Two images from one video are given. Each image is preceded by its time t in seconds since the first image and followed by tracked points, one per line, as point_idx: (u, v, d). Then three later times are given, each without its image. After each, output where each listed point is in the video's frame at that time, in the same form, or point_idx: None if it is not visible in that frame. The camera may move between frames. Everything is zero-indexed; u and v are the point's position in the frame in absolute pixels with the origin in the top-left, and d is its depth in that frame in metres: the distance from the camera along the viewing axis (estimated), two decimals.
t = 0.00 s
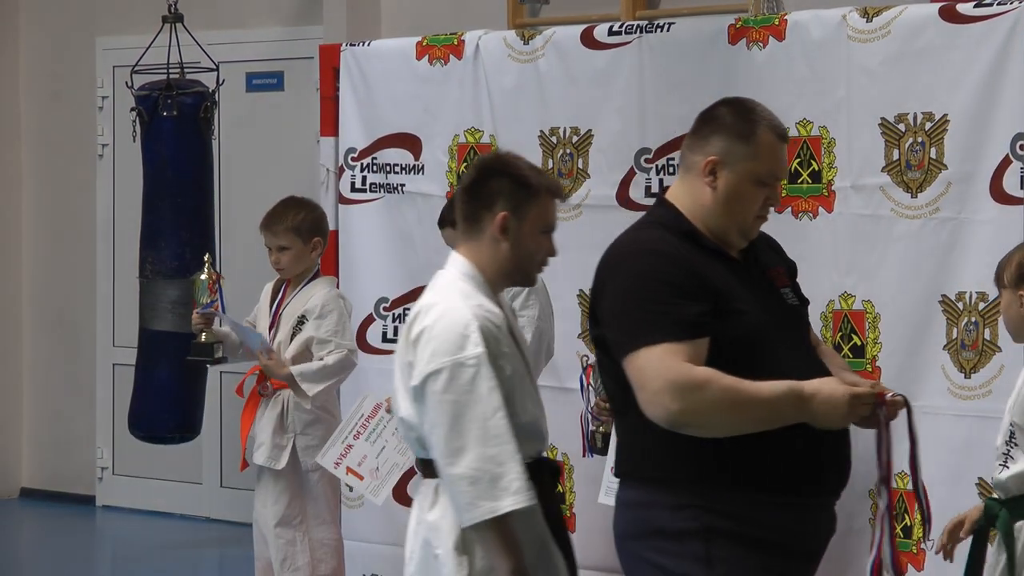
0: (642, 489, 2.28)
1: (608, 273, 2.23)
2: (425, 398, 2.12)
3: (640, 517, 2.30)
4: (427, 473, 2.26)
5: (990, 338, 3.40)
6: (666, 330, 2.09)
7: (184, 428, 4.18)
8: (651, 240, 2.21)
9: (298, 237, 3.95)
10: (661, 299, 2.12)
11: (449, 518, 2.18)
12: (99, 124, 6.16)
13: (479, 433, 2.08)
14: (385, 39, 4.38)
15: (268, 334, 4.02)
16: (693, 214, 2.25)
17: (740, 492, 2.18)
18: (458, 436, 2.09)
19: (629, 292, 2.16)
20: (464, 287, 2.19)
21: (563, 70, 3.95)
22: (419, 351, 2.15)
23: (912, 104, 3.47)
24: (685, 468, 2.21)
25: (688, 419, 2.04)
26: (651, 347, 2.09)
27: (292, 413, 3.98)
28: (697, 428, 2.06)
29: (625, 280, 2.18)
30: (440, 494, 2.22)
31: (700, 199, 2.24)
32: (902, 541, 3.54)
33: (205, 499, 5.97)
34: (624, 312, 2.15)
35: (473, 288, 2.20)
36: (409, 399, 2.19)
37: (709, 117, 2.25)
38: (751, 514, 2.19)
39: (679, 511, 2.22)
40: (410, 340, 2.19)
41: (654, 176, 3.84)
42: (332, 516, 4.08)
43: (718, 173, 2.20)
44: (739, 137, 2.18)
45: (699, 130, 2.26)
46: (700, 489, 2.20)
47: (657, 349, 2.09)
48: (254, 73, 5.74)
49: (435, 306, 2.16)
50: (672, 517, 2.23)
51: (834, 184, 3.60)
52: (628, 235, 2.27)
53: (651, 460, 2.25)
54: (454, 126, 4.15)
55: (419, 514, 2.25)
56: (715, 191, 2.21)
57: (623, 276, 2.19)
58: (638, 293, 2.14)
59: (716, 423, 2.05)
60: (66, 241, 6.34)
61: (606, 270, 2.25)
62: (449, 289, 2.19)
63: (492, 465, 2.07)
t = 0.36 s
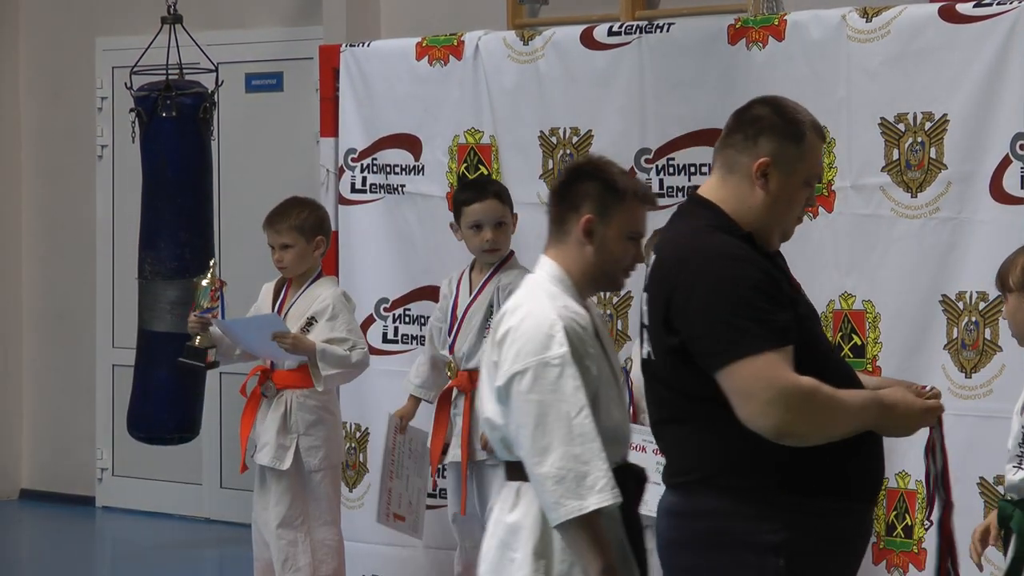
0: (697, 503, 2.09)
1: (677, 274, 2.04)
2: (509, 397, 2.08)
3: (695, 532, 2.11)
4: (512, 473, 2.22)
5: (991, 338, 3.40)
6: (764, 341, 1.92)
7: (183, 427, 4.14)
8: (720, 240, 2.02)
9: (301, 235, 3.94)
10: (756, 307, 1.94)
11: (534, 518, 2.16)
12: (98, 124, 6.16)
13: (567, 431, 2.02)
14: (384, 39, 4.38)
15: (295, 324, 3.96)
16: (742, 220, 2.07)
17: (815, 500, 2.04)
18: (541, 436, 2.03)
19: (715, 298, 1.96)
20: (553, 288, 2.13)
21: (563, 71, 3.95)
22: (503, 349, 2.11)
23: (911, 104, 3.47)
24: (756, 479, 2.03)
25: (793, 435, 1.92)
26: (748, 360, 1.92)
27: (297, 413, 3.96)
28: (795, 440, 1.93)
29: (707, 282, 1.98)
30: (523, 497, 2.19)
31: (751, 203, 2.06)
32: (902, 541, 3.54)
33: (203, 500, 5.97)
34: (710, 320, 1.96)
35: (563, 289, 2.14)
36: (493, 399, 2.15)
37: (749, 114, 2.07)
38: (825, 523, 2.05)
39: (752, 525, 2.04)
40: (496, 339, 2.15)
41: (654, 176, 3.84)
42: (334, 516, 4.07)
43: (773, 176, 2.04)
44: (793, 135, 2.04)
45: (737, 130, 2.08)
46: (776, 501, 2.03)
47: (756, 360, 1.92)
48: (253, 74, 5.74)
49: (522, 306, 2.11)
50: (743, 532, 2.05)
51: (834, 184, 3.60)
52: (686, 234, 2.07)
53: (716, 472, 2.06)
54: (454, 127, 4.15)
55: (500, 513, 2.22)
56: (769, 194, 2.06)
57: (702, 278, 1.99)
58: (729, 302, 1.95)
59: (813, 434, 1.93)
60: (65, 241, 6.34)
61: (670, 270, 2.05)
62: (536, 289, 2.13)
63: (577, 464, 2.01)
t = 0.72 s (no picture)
0: (729, 513, 1.92)
1: (755, 274, 1.85)
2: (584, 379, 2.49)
3: (723, 541, 1.93)
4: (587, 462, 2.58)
5: (990, 339, 3.40)
6: (856, 357, 1.79)
7: (180, 428, 4.12)
8: (793, 247, 1.85)
9: (300, 236, 3.94)
10: (847, 322, 1.80)
11: (602, 507, 2.52)
12: (96, 125, 6.15)
13: (637, 415, 2.41)
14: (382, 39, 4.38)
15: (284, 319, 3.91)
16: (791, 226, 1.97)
17: (852, 511, 1.91)
18: (616, 419, 2.42)
19: (808, 309, 1.77)
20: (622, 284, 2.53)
21: (561, 71, 3.95)
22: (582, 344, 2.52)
23: (910, 105, 3.47)
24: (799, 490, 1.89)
25: (880, 454, 1.82)
26: (843, 377, 1.78)
27: (297, 413, 3.95)
28: (869, 459, 1.82)
29: (796, 288, 1.79)
30: (595, 485, 2.56)
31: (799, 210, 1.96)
32: (902, 541, 3.54)
33: (202, 500, 5.97)
34: (798, 332, 1.78)
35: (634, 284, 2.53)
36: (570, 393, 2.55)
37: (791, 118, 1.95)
38: (859, 532, 1.93)
39: (789, 538, 1.89)
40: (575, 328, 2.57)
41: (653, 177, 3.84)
42: (332, 517, 4.06)
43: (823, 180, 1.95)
44: (841, 138, 1.94)
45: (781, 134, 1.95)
46: (815, 512, 1.89)
47: (848, 377, 1.78)
48: (251, 74, 5.74)
49: (597, 306, 2.52)
50: (778, 545, 1.89)
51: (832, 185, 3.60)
52: (752, 236, 1.90)
53: (761, 481, 1.89)
54: (453, 127, 4.15)
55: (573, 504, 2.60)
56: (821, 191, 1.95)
57: (787, 284, 1.80)
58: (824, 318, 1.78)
59: (890, 450, 1.84)
60: (64, 241, 6.33)
61: (744, 269, 1.87)
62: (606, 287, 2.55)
63: (645, 445, 2.39)
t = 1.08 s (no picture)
0: (751, 519, 1.91)
1: (788, 276, 1.87)
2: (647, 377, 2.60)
3: (741, 548, 1.92)
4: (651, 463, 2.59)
5: (988, 340, 3.40)
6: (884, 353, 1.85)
7: (178, 429, 4.12)
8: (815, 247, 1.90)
9: (294, 238, 3.93)
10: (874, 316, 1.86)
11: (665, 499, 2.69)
12: (94, 126, 6.15)
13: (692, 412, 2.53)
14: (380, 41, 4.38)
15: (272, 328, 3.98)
16: (792, 224, 2.06)
17: (855, 512, 1.96)
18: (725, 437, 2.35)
19: (847, 309, 1.82)
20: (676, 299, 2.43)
21: (558, 72, 3.95)
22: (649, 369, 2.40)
23: (906, 106, 3.47)
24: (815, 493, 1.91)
25: (902, 447, 1.89)
26: (875, 372, 1.84)
27: (292, 413, 3.95)
28: (893, 455, 1.89)
29: (836, 290, 1.82)
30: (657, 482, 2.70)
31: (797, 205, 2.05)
32: (900, 542, 3.54)
33: (200, 502, 5.96)
34: (840, 333, 1.82)
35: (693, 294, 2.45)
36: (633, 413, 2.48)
37: (772, 121, 1.98)
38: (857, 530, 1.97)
39: (806, 541, 1.91)
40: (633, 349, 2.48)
41: (650, 178, 3.83)
42: (329, 518, 4.06)
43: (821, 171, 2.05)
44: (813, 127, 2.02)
45: (771, 141, 1.98)
46: (828, 516, 1.92)
47: (880, 376, 1.84)
48: (249, 75, 5.74)
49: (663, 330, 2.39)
50: (796, 548, 1.91)
51: (829, 186, 3.60)
52: (772, 237, 1.93)
53: (782, 485, 1.90)
54: (450, 128, 4.15)
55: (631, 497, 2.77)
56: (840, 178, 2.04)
57: (822, 281, 1.84)
58: (859, 312, 1.83)
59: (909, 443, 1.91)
60: (62, 242, 6.33)
61: (775, 270, 1.88)
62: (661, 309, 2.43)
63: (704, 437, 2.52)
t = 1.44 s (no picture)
0: (723, 520, 1.90)
1: (745, 272, 1.86)
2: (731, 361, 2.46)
3: (714, 551, 1.90)
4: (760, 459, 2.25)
5: (987, 341, 3.40)
6: (842, 346, 1.85)
7: (177, 431, 4.12)
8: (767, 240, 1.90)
9: (293, 242, 3.93)
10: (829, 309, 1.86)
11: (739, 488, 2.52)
12: (93, 127, 6.15)
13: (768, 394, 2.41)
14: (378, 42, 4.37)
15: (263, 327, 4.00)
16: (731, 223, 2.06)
17: (815, 504, 1.98)
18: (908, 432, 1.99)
19: (808, 301, 1.82)
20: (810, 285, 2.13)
21: (557, 74, 3.95)
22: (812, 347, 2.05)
23: (906, 107, 3.47)
24: (780, 489, 1.91)
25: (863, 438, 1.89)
26: (835, 365, 1.84)
27: (290, 415, 3.94)
28: (854, 447, 1.90)
29: (794, 283, 1.83)
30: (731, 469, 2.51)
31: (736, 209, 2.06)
32: (900, 544, 3.54)
33: (199, 504, 5.96)
34: (802, 327, 1.82)
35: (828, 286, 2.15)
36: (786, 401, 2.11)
37: (705, 122, 1.98)
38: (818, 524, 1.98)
39: (776, 537, 1.91)
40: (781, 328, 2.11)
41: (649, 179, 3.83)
42: (329, 519, 4.07)
43: (861, 231, 2.05)
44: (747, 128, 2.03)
45: (707, 143, 1.99)
46: (792, 510, 1.92)
47: (840, 367, 1.84)
48: (248, 77, 5.74)
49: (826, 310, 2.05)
50: (768, 545, 1.90)
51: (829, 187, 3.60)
52: (726, 234, 1.92)
53: (751, 483, 1.90)
54: (449, 130, 4.15)
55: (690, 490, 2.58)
56: (882, 249, 2.06)
57: (778, 276, 1.84)
58: (815, 305, 1.83)
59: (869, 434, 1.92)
60: (61, 244, 6.32)
61: (736, 266, 1.87)
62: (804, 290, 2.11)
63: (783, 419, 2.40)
